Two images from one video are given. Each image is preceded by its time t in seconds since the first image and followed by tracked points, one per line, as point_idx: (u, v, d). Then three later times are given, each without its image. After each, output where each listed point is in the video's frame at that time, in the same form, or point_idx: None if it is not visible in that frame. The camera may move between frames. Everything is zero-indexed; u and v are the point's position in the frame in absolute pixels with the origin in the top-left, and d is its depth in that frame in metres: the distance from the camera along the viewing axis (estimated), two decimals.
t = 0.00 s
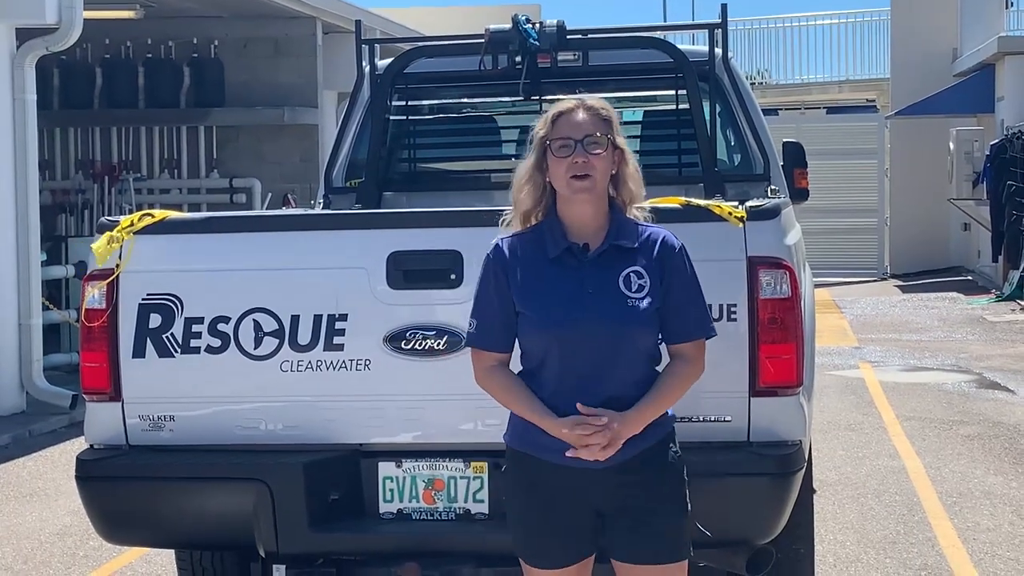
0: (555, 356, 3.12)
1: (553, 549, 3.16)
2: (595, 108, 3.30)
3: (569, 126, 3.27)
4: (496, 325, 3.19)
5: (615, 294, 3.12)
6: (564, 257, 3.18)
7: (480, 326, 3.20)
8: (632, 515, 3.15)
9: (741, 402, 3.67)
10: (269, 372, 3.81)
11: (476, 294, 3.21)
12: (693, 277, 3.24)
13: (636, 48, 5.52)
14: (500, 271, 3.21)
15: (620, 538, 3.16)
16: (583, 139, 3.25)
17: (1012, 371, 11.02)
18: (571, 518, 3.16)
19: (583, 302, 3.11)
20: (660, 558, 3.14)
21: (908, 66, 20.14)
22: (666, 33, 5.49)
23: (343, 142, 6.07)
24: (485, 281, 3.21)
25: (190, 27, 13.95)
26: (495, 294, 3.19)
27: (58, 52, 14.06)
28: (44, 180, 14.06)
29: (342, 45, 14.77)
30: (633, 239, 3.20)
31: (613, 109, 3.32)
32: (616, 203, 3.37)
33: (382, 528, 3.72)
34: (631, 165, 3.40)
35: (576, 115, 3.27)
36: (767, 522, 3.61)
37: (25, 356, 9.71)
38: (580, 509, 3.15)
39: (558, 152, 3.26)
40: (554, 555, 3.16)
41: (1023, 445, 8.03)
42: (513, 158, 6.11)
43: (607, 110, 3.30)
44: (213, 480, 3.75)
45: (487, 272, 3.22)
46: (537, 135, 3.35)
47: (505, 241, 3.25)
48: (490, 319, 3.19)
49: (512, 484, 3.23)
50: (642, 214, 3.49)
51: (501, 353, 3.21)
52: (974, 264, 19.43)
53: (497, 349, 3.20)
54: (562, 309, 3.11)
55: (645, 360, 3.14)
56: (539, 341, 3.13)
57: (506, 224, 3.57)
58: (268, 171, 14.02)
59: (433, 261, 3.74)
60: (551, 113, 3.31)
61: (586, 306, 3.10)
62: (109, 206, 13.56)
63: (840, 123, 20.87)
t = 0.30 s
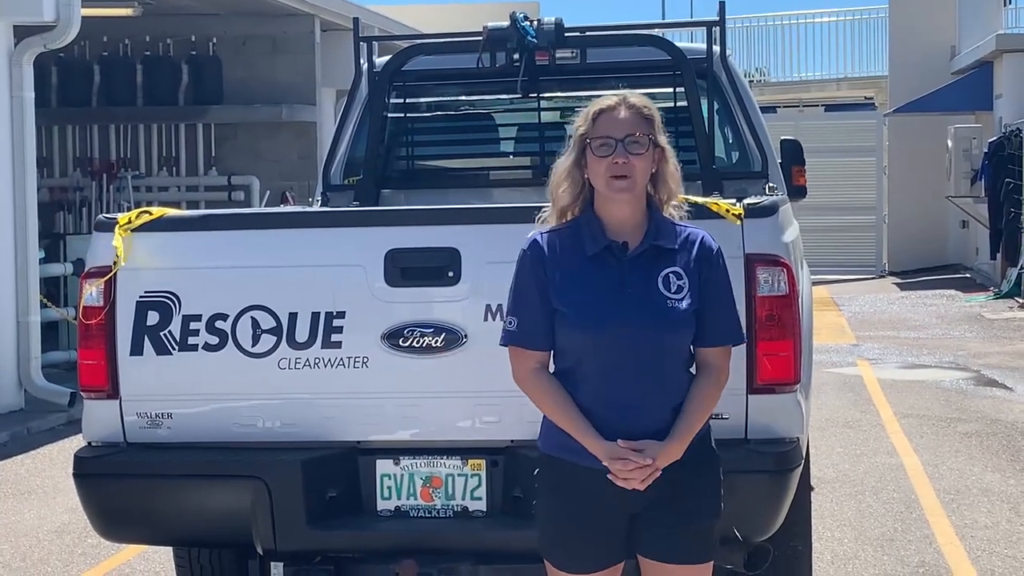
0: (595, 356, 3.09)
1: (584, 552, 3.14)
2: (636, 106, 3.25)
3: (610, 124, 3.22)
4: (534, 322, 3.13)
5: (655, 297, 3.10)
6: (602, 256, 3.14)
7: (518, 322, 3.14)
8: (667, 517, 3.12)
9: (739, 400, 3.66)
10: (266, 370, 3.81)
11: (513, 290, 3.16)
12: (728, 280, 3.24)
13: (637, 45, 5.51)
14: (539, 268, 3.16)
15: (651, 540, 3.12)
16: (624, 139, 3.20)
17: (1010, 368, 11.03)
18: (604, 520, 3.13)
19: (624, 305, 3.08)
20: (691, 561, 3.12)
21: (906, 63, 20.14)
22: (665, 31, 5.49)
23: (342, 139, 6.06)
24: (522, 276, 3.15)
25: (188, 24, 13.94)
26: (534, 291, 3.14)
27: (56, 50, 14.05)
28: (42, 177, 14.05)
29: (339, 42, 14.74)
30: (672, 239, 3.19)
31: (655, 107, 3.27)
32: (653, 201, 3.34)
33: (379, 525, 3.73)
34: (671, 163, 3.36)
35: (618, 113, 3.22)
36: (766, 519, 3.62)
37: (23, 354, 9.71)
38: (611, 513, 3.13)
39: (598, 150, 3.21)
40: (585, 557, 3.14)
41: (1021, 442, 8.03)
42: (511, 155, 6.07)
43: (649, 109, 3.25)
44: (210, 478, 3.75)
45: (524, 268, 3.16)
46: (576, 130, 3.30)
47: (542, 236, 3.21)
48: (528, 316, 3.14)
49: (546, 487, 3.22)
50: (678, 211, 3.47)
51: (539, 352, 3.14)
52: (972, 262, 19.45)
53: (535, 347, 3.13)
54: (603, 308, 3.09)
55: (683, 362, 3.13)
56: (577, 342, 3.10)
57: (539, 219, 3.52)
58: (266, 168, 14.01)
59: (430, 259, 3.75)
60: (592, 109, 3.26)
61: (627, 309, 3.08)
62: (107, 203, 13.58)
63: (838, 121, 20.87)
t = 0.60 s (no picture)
0: (623, 353, 3.08)
1: (609, 549, 3.12)
2: (660, 100, 3.23)
3: (635, 120, 3.20)
4: (562, 321, 3.14)
5: (684, 292, 3.08)
6: (631, 253, 3.13)
7: (546, 321, 3.15)
8: (694, 520, 3.11)
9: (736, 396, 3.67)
10: (264, 366, 3.81)
11: (541, 289, 3.16)
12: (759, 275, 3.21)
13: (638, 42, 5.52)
14: (566, 265, 3.15)
15: (675, 538, 3.11)
16: (649, 134, 3.19)
17: (1008, 365, 11.03)
18: (628, 519, 3.12)
19: (652, 301, 3.06)
20: (714, 564, 3.12)
21: (905, 60, 20.13)
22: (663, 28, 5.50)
23: (340, 135, 6.07)
24: (550, 275, 3.16)
25: (187, 21, 13.93)
26: (561, 289, 3.14)
27: (54, 46, 14.03)
28: (40, 174, 14.06)
29: (337, 37, 14.73)
30: (702, 234, 3.17)
31: (680, 101, 3.25)
32: (683, 194, 3.30)
33: (377, 521, 3.74)
34: (701, 157, 3.33)
35: (642, 108, 3.21)
36: (765, 516, 3.61)
37: (21, 350, 9.71)
38: (638, 512, 3.11)
39: (623, 147, 3.20)
40: (609, 555, 3.13)
41: (1019, 439, 8.04)
42: (509, 152, 6.07)
43: (674, 103, 3.23)
44: (209, 474, 3.75)
45: (552, 266, 3.16)
46: (601, 128, 3.29)
47: (569, 234, 3.20)
48: (556, 315, 3.14)
49: (572, 481, 3.19)
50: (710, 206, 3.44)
51: (568, 351, 3.15)
52: (971, 258, 19.45)
53: (563, 346, 3.14)
54: (632, 304, 3.07)
55: (713, 359, 3.11)
56: (605, 340, 3.09)
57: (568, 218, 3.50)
58: (264, 164, 14.00)
59: (427, 255, 3.74)
60: (617, 106, 3.25)
61: (656, 305, 3.06)
62: (106, 199, 13.59)
63: (837, 117, 20.86)
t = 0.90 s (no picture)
0: (633, 351, 3.08)
1: (616, 548, 3.12)
2: (674, 97, 3.22)
3: (648, 118, 3.19)
4: (572, 317, 3.14)
5: (695, 290, 3.08)
6: (641, 249, 3.13)
7: (557, 317, 3.15)
8: (702, 521, 3.10)
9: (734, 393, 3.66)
10: (262, 363, 3.81)
11: (553, 284, 3.17)
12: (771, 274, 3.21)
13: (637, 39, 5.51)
14: (577, 260, 3.15)
15: (682, 538, 3.11)
16: (662, 132, 3.18)
17: (1006, 361, 11.04)
18: (636, 518, 3.12)
19: (663, 298, 3.06)
20: (723, 566, 3.11)
21: (904, 57, 20.14)
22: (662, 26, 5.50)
23: (338, 132, 6.06)
24: (561, 271, 3.16)
25: (185, 16, 13.90)
26: (572, 285, 3.14)
27: (52, 42, 14.02)
28: (39, 170, 14.06)
29: (336, 34, 14.71)
30: (714, 233, 3.16)
31: (695, 98, 3.23)
32: (697, 192, 3.30)
33: (375, 518, 3.74)
34: (714, 155, 3.32)
35: (656, 106, 3.20)
36: (763, 513, 3.62)
37: (18, 346, 9.71)
38: (646, 512, 3.11)
39: (636, 144, 3.19)
40: (617, 555, 3.12)
41: (1016, 435, 8.05)
42: (507, 148, 6.05)
43: (689, 101, 3.22)
44: (207, 471, 3.75)
45: (564, 262, 3.16)
46: (615, 125, 3.28)
47: (581, 231, 3.20)
48: (567, 311, 3.14)
49: (581, 481, 3.20)
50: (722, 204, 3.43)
51: (578, 348, 3.15)
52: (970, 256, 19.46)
53: (573, 342, 3.14)
54: (642, 302, 3.07)
55: (724, 358, 3.11)
56: (616, 338, 3.09)
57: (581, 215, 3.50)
58: (263, 161, 13.98)
59: (425, 252, 3.74)
60: (630, 103, 3.24)
61: (666, 303, 3.06)
62: (104, 195, 13.59)
63: (836, 114, 20.85)
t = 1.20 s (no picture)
0: (639, 349, 3.08)
1: (620, 548, 3.13)
2: (683, 95, 3.21)
3: (657, 115, 3.19)
4: (580, 314, 3.14)
5: (702, 289, 3.07)
6: (649, 247, 3.12)
7: (564, 314, 3.15)
8: (706, 522, 3.09)
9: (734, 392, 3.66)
10: (262, 360, 3.81)
11: (560, 281, 3.17)
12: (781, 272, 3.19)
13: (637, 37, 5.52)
14: (584, 257, 3.15)
15: (686, 539, 3.11)
16: (670, 129, 3.18)
17: (1006, 360, 11.04)
18: (641, 517, 3.12)
19: (669, 297, 3.06)
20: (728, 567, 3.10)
21: (905, 55, 20.14)
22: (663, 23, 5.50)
23: (338, 130, 6.06)
24: (568, 267, 3.16)
25: (185, 14, 13.91)
26: (580, 282, 3.14)
27: (52, 40, 14.01)
28: (39, 167, 14.07)
29: (336, 32, 14.71)
30: (723, 231, 3.15)
31: (704, 96, 3.24)
32: (708, 192, 3.30)
33: (375, 516, 3.74)
34: (725, 154, 3.32)
35: (665, 103, 3.20)
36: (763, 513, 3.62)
37: (19, 344, 9.71)
38: (649, 513, 3.11)
39: (644, 141, 3.20)
40: (621, 555, 3.13)
41: (1016, 434, 8.05)
42: (508, 145, 6.07)
43: (698, 98, 3.22)
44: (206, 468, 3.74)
45: (571, 258, 3.17)
46: (625, 123, 3.28)
47: (589, 228, 3.20)
48: (574, 308, 3.14)
49: (586, 480, 3.21)
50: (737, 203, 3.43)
51: (584, 345, 3.15)
52: (970, 254, 19.45)
53: (580, 339, 3.14)
54: (648, 300, 3.06)
55: (732, 357, 3.10)
56: (622, 336, 3.09)
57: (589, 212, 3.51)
58: (263, 159, 13.97)
59: (425, 250, 3.74)
60: (639, 100, 3.24)
61: (672, 301, 3.05)
62: (104, 193, 13.59)
63: (837, 113, 20.85)
